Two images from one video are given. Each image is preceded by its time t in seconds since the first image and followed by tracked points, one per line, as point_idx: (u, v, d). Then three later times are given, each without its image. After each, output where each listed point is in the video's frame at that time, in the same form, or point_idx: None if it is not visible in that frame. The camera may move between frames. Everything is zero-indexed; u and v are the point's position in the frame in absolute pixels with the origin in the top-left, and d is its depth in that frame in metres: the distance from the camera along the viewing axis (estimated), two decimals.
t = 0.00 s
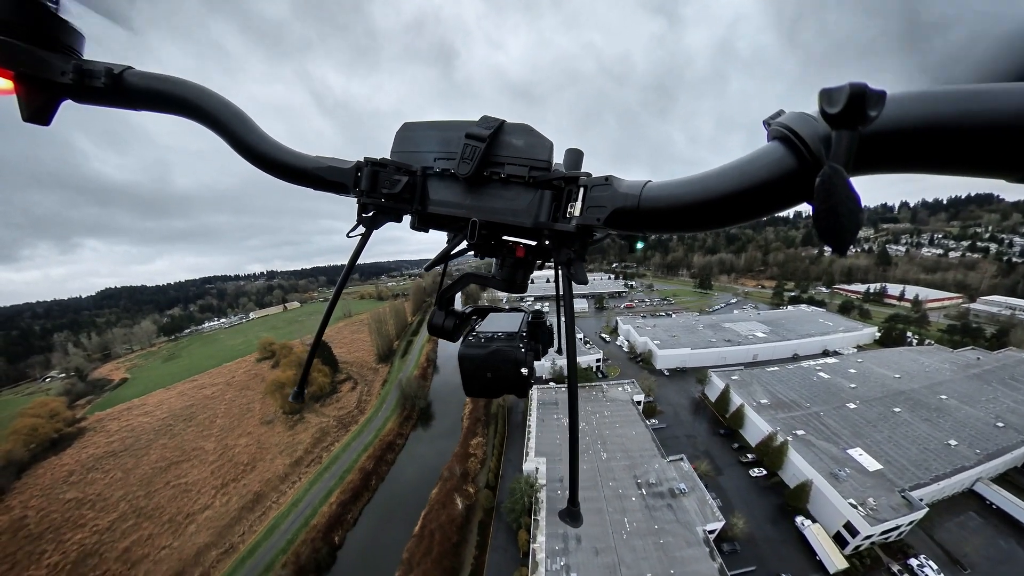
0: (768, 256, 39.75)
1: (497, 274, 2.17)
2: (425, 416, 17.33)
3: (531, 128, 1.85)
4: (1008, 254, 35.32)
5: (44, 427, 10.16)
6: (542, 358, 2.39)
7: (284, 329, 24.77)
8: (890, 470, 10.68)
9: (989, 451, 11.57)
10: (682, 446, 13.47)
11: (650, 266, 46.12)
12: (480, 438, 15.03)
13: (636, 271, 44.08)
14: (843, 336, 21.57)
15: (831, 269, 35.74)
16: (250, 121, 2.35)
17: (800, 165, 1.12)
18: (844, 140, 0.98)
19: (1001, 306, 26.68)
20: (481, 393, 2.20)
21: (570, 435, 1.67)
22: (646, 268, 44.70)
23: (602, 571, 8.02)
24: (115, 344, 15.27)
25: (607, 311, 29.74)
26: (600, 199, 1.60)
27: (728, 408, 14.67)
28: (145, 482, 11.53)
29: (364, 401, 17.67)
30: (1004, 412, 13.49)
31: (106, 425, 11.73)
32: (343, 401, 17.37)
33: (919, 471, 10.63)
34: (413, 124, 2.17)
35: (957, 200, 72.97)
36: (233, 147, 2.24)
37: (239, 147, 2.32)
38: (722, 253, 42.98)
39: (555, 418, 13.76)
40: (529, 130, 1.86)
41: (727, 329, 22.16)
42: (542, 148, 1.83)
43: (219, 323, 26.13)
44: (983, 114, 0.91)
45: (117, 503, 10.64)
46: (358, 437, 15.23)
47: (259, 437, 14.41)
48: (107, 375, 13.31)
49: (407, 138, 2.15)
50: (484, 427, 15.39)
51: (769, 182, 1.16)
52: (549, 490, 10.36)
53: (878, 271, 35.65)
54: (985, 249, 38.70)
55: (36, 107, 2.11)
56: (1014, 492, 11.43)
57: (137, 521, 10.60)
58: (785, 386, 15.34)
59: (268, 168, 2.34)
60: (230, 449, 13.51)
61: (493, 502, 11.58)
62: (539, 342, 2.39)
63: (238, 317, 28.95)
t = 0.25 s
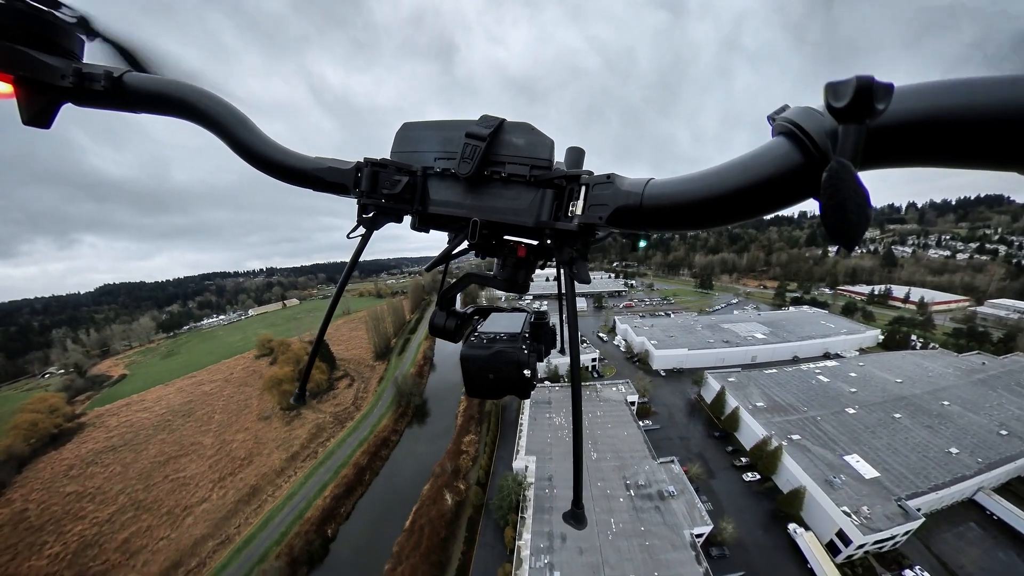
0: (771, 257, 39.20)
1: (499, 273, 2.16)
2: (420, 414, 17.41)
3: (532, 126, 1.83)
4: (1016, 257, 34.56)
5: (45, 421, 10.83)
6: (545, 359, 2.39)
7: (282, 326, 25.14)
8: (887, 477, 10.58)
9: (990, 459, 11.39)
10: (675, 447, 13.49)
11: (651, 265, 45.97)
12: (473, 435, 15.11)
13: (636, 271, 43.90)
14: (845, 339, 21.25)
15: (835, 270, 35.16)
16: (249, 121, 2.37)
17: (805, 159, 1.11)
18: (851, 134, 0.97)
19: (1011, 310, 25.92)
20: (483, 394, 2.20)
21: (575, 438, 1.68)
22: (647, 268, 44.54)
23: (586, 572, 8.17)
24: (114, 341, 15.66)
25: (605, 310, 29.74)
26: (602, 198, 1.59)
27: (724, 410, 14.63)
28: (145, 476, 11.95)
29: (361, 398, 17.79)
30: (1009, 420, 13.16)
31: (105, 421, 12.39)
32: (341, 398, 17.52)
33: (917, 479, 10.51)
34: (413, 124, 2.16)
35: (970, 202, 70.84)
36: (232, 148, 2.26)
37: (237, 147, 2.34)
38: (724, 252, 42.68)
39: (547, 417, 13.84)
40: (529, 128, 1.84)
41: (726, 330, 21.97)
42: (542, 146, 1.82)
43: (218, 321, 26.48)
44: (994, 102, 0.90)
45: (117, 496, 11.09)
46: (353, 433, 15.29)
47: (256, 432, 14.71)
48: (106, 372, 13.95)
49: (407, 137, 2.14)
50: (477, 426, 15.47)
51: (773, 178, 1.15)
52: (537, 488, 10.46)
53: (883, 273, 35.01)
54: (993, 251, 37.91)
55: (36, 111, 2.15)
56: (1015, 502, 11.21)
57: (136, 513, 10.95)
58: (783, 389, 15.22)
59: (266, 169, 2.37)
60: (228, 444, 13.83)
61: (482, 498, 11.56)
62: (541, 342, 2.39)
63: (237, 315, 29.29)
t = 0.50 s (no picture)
0: (774, 257, 38.77)
1: (502, 270, 2.15)
2: (415, 411, 17.38)
3: (535, 121, 1.81)
4: None
5: (47, 417, 11.24)
6: (548, 357, 2.39)
7: (281, 324, 25.31)
8: (883, 485, 10.07)
9: (992, 468, 10.69)
10: (667, 450, 13.11)
11: (653, 265, 45.70)
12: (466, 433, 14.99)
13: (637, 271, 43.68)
14: (847, 342, 20.60)
15: (839, 271, 34.48)
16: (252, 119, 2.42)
17: (815, 154, 1.12)
18: (864, 128, 0.98)
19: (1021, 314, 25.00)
20: (485, 391, 2.19)
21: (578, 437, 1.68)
22: (648, 268, 44.33)
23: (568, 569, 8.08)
24: (113, 338, 16.76)
25: (603, 310, 29.66)
26: (607, 193, 1.58)
27: (719, 412, 14.23)
28: (145, 469, 12.08)
29: (357, 395, 17.82)
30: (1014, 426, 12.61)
31: (106, 417, 12.79)
32: (337, 395, 17.51)
33: (913, 488, 9.96)
34: (415, 120, 2.15)
35: (982, 203, 69.09)
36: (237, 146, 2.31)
37: (241, 144, 2.38)
38: (726, 253, 42.37)
39: (539, 416, 13.78)
40: (533, 123, 1.82)
41: (724, 330, 21.37)
42: (546, 141, 1.80)
43: (219, 318, 26.86)
44: (994, 102, 0.94)
45: (117, 489, 11.26)
46: (348, 428, 15.33)
47: (254, 427, 14.72)
48: (106, 369, 14.77)
49: (410, 132, 2.13)
50: (470, 423, 15.37)
51: (784, 173, 1.16)
52: (524, 486, 10.41)
53: (889, 275, 34.10)
54: (1004, 254, 36.86)
55: (38, 109, 2.16)
56: (1018, 513, 10.66)
57: (135, 505, 11.05)
58: (780, 392, 14.59)
59: (270, 167, 2.39)
60: (226, 439, 13.90)
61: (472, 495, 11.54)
62: (545, 341, 2.38)
63: (236, 312, 29.50)
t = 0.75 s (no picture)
0: (778, 257, 38.81)
1: (505, 268, 2.15)
2: (411, 408, 17.48)
3: (538, 118, 1.79)
4: None
5: (50, 411, 11.51)
6: (550, 355, 2.40)
7: (282, 320, 25.52)
8: (876, 490, 9.94)
9: (990, 475, 10.55)
10: (660, 450, 13.16)
11: (654, 265, 45.50)
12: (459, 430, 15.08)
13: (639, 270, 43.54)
14: (848, 344, 20.33)
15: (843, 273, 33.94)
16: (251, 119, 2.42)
17: (823, 151, 1.12)
18: (875, 124, 0.98)
19: None
20: (488, 389, 2.20)
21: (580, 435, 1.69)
22: (649, 267, 44.22)
23: (550, 568, 8.12)
24: (115, 334, 17.42)
25: (602, 309, 29.64)
26: (610, 190, 1.57)
27: (712, 414, 13.99)
28: (145, 463, 12.21)
29: (354, 391, 17.93)
30: (1015, 433, 12.26)
31: (109, 411, 13.01)
32: (336, 391, 17.60)
33: (906, 494, 9.86)
34: (416, 117, 2.13)
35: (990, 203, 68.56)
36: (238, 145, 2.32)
37: (241, 144, 2.39)
38: (729, 252, 42.14)
39: (531, 415, 13.77)
40: (536, 119, 1.80)
41: (722, 332, 21.41)
42: (550, 138, 1.78)
43: (220, 314, 27.17)
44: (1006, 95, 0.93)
45: (118, 481, 11.41)
46: (344, 424, 15.44)
47: (252, 422, 14.81)
48: (109, 364, 15.13)
49: (411, 130, 2.12)
50: (463, 420, 15.48)
51: (791, 170, 1.16)
52: (511, 483, 10.50)
53: (895, 276, 33.46)
54: (1014, 256, 35.97)
55: (39, 112, 2.19)
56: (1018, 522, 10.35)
57: (135, 497, 11.19)
58: (775, 394, 14.56)
59: (271, 166, 2.40)
60: (225, 433, 14.01)
61: (462, 491, 11.63)
62: (547, 339, 2.39)
63: (237, 308, 29.83)
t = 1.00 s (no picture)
0: (780, 257, 38.71)
1: (506, 267, 2.15)
2: (406, 405, 17.49)
3: (540, 116, 1.78)
4: None
5: (50, 407, 11.32)
6: (551, 355, 2.39)
7: (281, 317, 25.57)
8: (867, 498, 9.80)
9: (987, 485, 10.34)
10: (650, 451, 13.18)
11: (656, 264, 45.41)
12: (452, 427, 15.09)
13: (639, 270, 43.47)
14: (848, 346, 20.11)
15: (846, 274, 33.73)
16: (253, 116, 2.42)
17: (828, 150, 1.13)
18: (879, 123, 1.00)
19: None
20: (488, 389, 2.19)
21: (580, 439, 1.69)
22: (650, 267, 44.20)
23: (531, 565, 8.17)
24: (115, 331, 16.68)
25: (601, 308, 29.63)
26: (612, 190, 1.56)
27: (704, 415, 14.03)
28: (145, 457, 12.43)
29: (350, 388, 17.97)
30: (1015, 441, 12.04)
31: (110, 407, 12.97)
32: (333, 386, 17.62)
33: (899, 503, 9.69)
34: (417, 114, 2.12)
35: (998, 204, 67.81)
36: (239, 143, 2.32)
37: (242, 141, 2.39)
38: (730, 252, 42.04)
39: (521, 413, 13.78)
40: (538, 117, 1.79)
41: (720, 333, 21.35)
42: (551, 136, 1.76)
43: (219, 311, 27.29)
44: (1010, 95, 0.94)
45: (119, 475, 11.63)
46: (339, 420, 15.57)
47: (251, 418, 15.02)
48: (108, 361, 14.70)
49: (412, 128, 2.11)
50: (456, 418, 15.48)
51: (797, 170, 1.17)
52: (499, 480, 10.58)
53: (899, 278, 33.05)
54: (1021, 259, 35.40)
55: (37, 106, 2.15)
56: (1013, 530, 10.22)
57: (135, 490, 11.46)
58: (770, 397, 14.41)
59: (270, 162, 2.40)
60: (223, 429, 14.24)
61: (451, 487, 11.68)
62: (549, 339, 2.38)
63: (236, 305, 29.93)
